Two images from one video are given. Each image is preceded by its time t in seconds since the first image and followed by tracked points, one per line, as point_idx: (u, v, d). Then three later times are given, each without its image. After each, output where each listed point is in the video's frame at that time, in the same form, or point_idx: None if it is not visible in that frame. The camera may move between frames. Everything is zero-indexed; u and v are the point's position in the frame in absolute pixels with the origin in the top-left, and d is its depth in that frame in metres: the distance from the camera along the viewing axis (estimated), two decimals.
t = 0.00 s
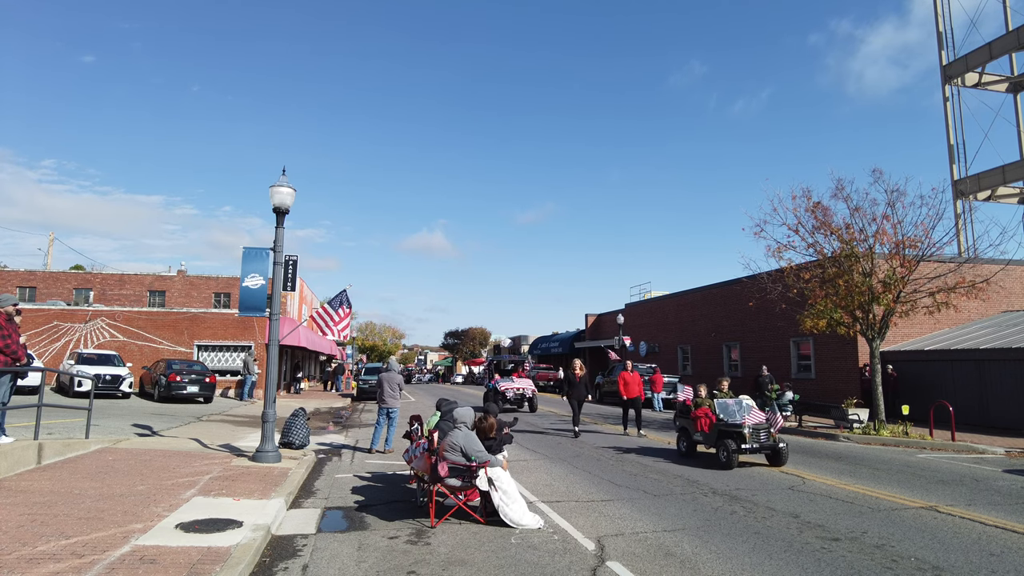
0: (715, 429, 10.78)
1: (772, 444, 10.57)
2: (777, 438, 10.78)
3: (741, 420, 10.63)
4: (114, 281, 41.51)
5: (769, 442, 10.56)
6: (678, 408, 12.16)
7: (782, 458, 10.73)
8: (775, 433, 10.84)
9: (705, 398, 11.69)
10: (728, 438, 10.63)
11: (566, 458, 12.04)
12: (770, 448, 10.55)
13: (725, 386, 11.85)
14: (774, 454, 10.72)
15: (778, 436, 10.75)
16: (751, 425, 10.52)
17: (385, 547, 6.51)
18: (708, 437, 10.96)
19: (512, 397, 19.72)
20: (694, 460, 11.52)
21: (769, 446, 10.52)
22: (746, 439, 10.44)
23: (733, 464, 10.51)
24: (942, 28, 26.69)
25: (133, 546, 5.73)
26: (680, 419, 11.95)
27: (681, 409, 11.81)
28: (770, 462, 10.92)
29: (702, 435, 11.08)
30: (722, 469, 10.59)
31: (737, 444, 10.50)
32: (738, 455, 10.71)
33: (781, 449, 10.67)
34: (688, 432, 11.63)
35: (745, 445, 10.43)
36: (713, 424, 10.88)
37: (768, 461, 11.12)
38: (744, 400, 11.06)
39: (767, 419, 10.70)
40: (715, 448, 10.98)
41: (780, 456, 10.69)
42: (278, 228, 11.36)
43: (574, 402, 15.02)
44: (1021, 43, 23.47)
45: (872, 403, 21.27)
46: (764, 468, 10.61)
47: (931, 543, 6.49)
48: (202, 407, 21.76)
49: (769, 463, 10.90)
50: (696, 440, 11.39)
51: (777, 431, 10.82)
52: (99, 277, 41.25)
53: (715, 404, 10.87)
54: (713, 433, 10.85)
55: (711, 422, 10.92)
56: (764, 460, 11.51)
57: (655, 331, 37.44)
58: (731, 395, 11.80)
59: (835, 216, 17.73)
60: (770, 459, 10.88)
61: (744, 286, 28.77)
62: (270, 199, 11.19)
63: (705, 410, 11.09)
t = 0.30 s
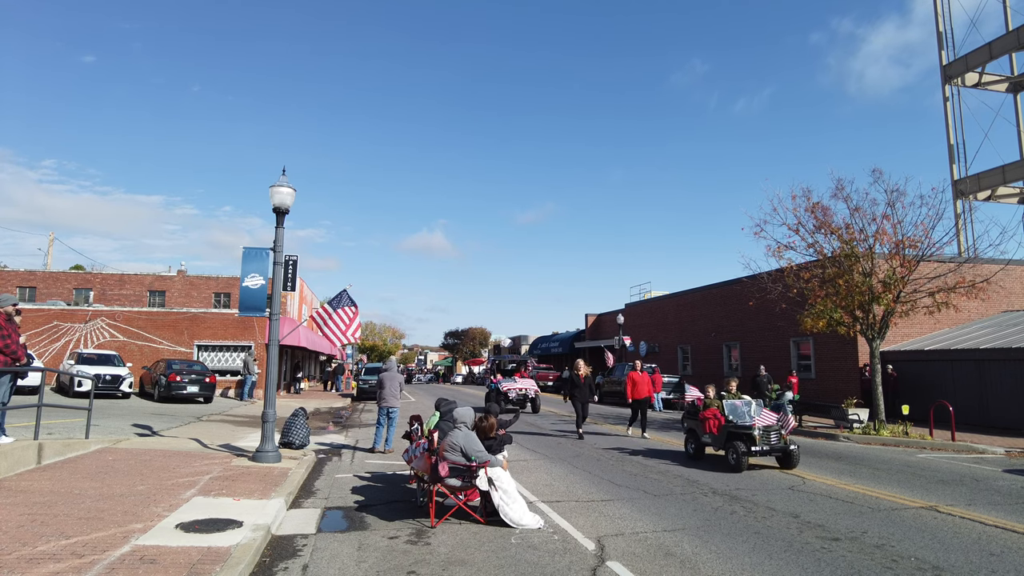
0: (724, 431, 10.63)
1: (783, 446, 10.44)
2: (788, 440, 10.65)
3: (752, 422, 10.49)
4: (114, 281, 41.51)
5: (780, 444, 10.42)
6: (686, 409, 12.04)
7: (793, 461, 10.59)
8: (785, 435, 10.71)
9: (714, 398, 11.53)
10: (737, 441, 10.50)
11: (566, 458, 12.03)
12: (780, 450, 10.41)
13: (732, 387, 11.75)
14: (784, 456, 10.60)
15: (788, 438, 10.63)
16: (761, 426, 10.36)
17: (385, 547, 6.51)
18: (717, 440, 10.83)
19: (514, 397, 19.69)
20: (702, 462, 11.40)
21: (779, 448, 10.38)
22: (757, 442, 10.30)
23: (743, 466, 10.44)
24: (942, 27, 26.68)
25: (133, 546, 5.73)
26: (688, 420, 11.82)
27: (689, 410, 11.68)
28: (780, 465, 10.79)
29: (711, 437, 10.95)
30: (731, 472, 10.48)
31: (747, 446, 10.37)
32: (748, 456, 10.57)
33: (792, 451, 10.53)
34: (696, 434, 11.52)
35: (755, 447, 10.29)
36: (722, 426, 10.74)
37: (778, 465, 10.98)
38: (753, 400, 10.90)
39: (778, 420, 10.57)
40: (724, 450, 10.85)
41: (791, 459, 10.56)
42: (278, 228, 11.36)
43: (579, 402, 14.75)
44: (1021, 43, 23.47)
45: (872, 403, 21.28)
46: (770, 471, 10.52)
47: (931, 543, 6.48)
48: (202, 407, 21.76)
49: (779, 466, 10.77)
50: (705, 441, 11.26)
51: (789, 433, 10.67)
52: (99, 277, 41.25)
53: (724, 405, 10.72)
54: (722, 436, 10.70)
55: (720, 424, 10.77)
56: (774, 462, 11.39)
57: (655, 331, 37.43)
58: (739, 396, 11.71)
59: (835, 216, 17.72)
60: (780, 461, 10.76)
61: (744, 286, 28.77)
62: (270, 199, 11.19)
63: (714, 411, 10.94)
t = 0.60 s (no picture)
0: (733, 433, 10.48)
1: (794, 449, 10.23)
2: (799, 442, 10.39)
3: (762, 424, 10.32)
4: (114, 281, 41.50)
5: (791, 447, 10.21)
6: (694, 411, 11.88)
7: (804, 465, 10.34)
8: (797, 437, 10.44)
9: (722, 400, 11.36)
10: (747, 443, 10.30)
11: (566, 458, 12.02)
12: (791, 452, 10.21)
13: (742, 387, 11.58)
14: (796, 459, 10.34)
15: (800, 440, 10.37)
16: (772, 429, 10.15)
17: (385, 547, 6.51)
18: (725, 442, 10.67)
19: (517, 397, 19.63)
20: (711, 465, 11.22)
21: (790, 450, 10.19)
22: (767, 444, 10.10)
23: (753, 469, 10.14)
24: (942, 28, 26.68)
25: (133, 546, 5.74)
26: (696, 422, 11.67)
27: (697, 411, 11.52)
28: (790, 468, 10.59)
29: (720, 439, 10.78)
30: (741, 475, 10.24)
31: (757, 448, 10.17)
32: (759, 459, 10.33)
33: (803, 454, 10.30)
34: (705, 436, 11.33)
35: (766, 450, 10.06)
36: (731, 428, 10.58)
37: (787, 467, 10.84)
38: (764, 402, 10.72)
39: (789, 423, 10.34)
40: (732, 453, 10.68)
41: (803, 462, 10.27)
42: (278, 228, 11.36)
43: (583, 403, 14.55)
44: (1021, 43, 23.46)
45: (872, 403, 21.27)
46: (775, 472, 10.43)
47: (931, 543, 6.48)
48: (202, 407, 21.76)
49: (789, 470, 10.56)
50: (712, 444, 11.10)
51: (800, 435, 10.44)
52: (99, 277, 41.24)
53: (734, 406, 10.59)
54: (731, 438, 10.54)
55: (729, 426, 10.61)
56: (785, 465, 11.17)
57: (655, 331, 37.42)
58: (747, 397, 11.59)
59: (835, 215, 17.72)
60: (791, 464, 10.48)
61: (744, 285, 28.76)
62: (270, 199, 11.19)
63: (723, 412, 10.80)
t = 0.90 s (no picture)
0: (744, 435, 10.24)
1: (806, 452, 9.98)
2: (811, 444, 10.13)
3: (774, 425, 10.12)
4: (114, 281, 41.51)
5: (803, 449, 9.96)
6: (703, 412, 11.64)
7: (817, 468, 10.08)
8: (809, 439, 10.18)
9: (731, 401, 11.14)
10: (757, 445, 10.04)
11: (566, 458, 12.02)
12: (803, 455, 9.96)
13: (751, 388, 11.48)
14: (808, 462, 10.09)
15: (813, 443, 10.11)
16: (783, 430, 9.93)
17: (385, 547, 6.51)
18: (735, 444, 10.44)
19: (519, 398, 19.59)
20: (718, 467, 11.03)
21: (802, 453, 9.94)
22: (778, 447, 9.84)
23: (764, 472, 9.90)
24: (941, 27, 26.68)
25: (133, 546, 5.74)
26: (704, 423, 11.45)
27: (706, 413, 11.28)
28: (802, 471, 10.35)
29: (729, 441, 10.54)
30: (752, 479, 10.00)
31: (768, 451, 9.92)
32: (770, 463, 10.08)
33: (816, 456, 10.04)
34: (713, 438, 11.08)
35: (777, 452, 9.81)
36: (741, 430, 10.34)
37: (799, 470, 10.60)
38: (775, 404, 10.45)
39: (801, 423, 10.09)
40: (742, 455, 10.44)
41: (815, 464, 10.02)
42: (278, 228, 11.36)
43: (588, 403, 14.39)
44: (1021, 43, 23.47)
45: (872, 403, 21.29)
46: (786, 475, 10.22)
47: (931, 543, 6.48)
48: (202, 407, 21.76)
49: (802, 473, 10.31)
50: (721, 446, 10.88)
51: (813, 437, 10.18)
52: (99, 277, 41.25)
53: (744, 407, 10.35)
54: (741, 440, 10.30)
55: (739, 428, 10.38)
56: (797, 468, 10.92)
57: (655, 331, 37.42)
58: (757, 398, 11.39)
59: (835, 215, 17.72)
60: (803, 467, 10.23)
61: (744, 285, 28.76)
62: (270, 200, 11.19)
63: (732, 414, 10.55)
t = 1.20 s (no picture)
0: (755, 437, 10.00)
1: (820, 455, 9.78)
2: (825, 447, 9.92)
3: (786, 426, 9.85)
4: (114, 281, 41.51)
5: (816, 452, 9.75)
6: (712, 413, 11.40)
7: (831, 471, 9.86)
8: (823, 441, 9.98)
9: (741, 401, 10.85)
10: (770, 448, 9.80)
11: (566, 458, 12.02)
12: (816, 458, 9.75)
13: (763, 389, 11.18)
14: (821, 465, 9.87)
15: (827, 445, 9.90)
16: (796, 433, 9.70)
17: (385, 547, 6.51)
18: (746, 446, 10.20)
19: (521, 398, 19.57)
20: (724, 469, 10.90)
21: (816, 456, 9.74)
22: (791, 449, 9.61)
23: (776, 476, 9.68)
24: (941, 27, 26.67)
25: (133, 546, 5.74)
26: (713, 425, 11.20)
27: (715, 414, 11.03)
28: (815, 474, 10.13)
29: (740, 443, 10.29)
30: (763, 482, 9.77)
31: (781, 454, 9.69)
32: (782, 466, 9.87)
33: (830, 459, 9.82)
34: (723, 440, 10.85)
35: (790, 455, 9.60)
36: (752, 432, 10.10)
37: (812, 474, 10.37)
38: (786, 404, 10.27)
39: (815, 425, 9.86)
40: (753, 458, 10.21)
41: (829, 467, 9.81)
42: (278, 228, 11.36)
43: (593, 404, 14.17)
44: (1021, 43, 23.46)
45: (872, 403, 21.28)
46: (798, 478, 10.02)
47: (931, 543, 6.48)
48: (202, 407, 21.78)
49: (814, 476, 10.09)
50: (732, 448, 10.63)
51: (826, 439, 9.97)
52: (99, 277, 41.25)
53: (755, 408, 10.12)
54: (753, 442, 10.06)
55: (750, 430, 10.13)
56: (810, 471, 10.68)
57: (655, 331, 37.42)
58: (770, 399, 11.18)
59: (835, 216, 17.72)
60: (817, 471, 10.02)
61: (744, 285, 28.75)
62: (270, 200, 11.20)
63: (743, 415, 10.30)
